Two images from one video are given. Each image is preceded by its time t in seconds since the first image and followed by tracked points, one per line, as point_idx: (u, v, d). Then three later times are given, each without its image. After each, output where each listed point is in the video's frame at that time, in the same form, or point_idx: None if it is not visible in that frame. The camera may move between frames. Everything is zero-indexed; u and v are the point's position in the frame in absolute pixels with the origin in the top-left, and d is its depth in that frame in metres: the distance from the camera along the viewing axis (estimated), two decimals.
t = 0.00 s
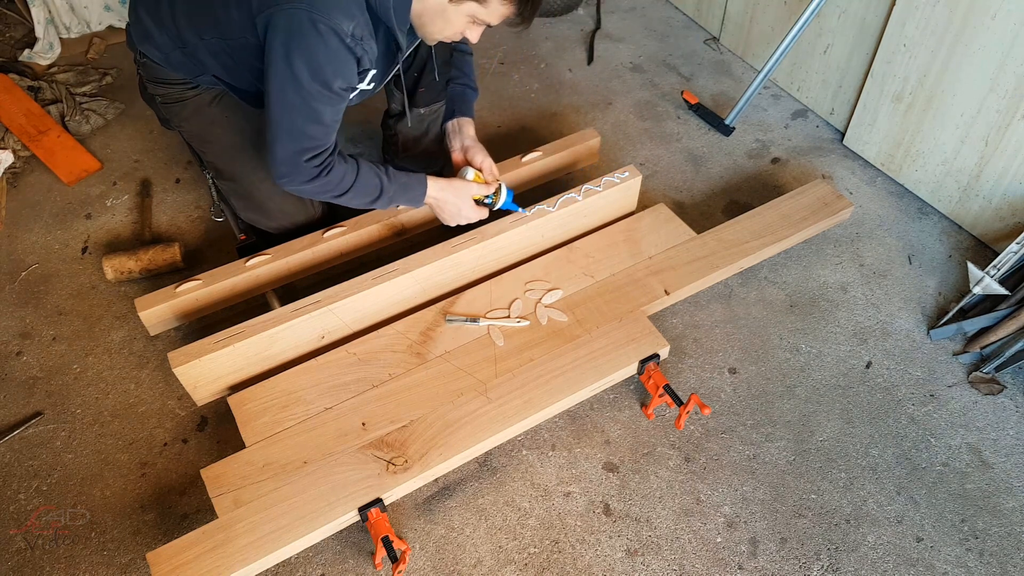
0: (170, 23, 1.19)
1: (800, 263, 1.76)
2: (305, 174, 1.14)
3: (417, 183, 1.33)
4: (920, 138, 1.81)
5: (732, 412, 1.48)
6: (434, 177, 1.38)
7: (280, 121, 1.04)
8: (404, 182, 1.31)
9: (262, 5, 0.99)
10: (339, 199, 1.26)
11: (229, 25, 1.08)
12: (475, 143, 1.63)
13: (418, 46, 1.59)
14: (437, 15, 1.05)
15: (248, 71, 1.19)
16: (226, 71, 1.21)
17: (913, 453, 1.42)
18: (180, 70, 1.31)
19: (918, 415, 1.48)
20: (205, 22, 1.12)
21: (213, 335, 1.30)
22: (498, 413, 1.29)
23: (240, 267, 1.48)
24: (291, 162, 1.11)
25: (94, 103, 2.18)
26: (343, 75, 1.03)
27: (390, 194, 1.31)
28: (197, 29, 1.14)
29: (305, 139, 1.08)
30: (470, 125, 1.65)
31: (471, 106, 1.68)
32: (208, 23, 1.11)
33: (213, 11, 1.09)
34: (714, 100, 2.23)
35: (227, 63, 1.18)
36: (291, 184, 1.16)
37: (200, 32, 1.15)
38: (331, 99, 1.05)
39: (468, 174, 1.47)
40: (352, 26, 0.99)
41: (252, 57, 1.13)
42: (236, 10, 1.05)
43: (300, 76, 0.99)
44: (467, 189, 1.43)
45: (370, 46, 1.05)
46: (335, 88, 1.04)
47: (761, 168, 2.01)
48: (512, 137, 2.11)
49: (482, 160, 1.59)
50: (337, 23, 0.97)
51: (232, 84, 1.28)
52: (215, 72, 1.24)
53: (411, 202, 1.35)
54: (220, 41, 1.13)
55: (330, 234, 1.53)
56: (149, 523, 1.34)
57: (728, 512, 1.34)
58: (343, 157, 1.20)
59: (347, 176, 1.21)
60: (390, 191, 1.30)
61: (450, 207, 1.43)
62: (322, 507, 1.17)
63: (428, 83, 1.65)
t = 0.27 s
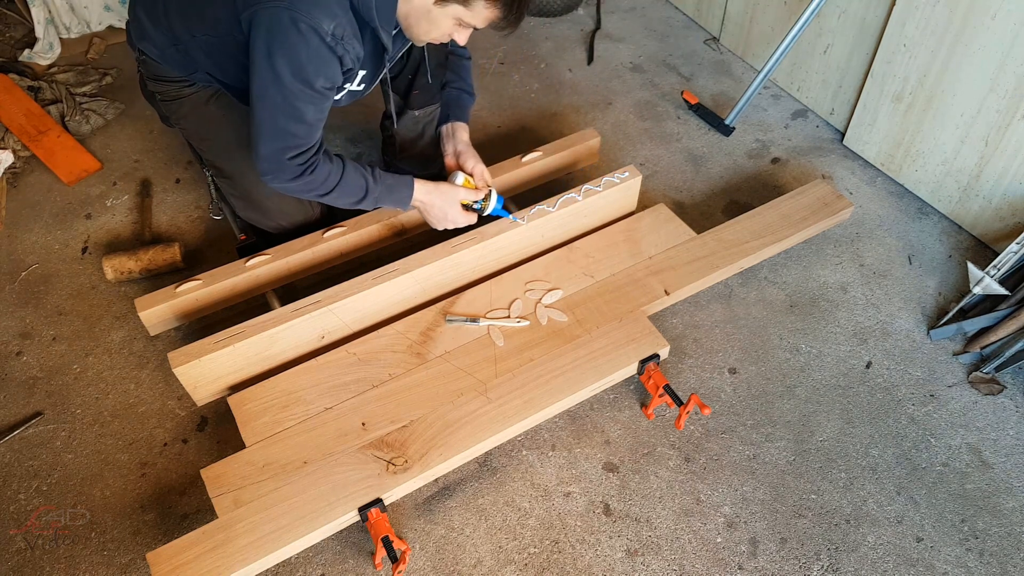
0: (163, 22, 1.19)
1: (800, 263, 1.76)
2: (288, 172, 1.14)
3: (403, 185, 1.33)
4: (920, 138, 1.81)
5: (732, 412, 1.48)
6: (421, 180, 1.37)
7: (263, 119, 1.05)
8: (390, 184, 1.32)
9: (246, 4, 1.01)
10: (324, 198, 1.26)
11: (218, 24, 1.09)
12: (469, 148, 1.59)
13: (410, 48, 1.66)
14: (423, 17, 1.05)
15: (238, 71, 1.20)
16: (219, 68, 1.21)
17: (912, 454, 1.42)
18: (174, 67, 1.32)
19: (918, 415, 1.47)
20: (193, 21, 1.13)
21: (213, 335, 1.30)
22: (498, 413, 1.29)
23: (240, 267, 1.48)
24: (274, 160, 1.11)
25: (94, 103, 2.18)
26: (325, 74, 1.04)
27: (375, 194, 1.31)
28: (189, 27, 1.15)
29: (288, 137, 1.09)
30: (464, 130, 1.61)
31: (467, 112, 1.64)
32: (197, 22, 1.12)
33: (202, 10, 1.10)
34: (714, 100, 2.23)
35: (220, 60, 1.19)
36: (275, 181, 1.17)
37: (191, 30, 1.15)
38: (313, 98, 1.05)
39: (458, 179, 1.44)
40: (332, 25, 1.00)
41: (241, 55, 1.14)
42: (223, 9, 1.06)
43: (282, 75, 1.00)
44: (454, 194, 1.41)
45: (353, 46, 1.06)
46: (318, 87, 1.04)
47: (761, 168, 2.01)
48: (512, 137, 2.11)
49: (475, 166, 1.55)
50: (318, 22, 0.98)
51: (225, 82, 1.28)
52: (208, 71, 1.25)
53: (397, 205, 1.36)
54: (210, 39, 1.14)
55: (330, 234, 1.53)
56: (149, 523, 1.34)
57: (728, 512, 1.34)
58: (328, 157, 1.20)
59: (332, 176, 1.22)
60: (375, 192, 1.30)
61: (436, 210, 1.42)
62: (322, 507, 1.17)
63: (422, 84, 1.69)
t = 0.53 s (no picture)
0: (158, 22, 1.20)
1: (800, 264, 1.76)
2: (276, 172, 1.14)
3: (392, 185, 1.33)
4: (920, 138, 1.81)
5: (732, 412, 1.48)
6: (411, 179, 1.38)
7: (250, 118, 1.06)
8: (379, 183, 1.31)
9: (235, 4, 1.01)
10: (312, 198, 1.26)
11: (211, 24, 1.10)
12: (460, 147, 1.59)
13: (405, 47, 1.62)
14: (409, 17, 1.04)
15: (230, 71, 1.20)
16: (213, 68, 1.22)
17: (912, 454, 1.42)
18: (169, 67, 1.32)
19: (918, 415, 1.47)
20: (184, 21, 1.13)
21: (213, 335, 1.30)
22: (498, 413, 1.29)
23: (240, 267, 1.48)
24: (262, 159, 1.11)
25: (94, 103, 2.18)
26: (312, 74, 1.04)
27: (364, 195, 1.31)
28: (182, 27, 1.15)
29: (276, 137, 1.09)
30: (457, 129, 1.61)
31: (462, 110, 1.65)
32: (188, 22, 1.13)
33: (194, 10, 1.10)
34: (714, 100, 2.23)
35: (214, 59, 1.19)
36: (263, 181, 1.16)
37: (184, 31, 1.16)
38: (301, 97, 1.06)
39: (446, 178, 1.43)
40: (319, 26, 1.01)
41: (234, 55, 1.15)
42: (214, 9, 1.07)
43: (269, 74, 1.00)
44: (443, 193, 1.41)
45: (340, 46, 1.06)
46: (305, 87, 1.05)
47: (761, 168, 2.01)
48: (512, 137, 2.11)
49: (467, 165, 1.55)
50: (304, 22, 0.99)
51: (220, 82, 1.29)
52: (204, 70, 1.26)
53: (386, 203, 1.35)
54: (203, 39, 1.14)
55: (330, 234, 1.53)
56: (149, 522, 1.34)
57: (728, 512, 1.34)
58: (317, 157, 1.20)
59: (321, 176, 1.21)
60: (364, 192, 1.30)
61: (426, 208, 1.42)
62: (322, 507, 1.17)
63: (417, 83, 1.67)
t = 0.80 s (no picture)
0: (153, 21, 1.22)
1: (800, 263, 1.76)
2: (262, 169, 1.14)
3: (381, 187, 1.33)
4: (920, 138, 1.81)
5: (731, 412, 1.48)
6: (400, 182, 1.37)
7: (236, 114, 1.06)
8: (366, 185, 1.31)
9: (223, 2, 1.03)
10: (299, 197, 1.26)
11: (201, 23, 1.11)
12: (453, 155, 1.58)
13: (399, 49, 1.61)
14: (398, 17, 1.04)
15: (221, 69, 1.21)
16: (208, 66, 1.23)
17: (912, 454, 1.42)
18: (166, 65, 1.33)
19: (918, 415, 1.47)
20: (175, 19, 1.15)
21: (213, 335, 1.30)
22: (498, 413, 1.29)
23: (240, 267, 1.48)
24: (248, 155, 1.12)
25: (94, 103, 2.18)
26: (298, 72, 1.05)
27: (352, 195, 1.30)
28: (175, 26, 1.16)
29: (262, 134, 1.09)
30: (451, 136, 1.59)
31: (458, 117, 1.62)
32: (179, 20, 1.14)
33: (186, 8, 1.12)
34: (714, 100, 2.23)
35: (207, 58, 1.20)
36: (250, 177, 1.17)
37: (177, 30, 1.17)
38: (287, 95, 1.07)
39: (436, 183, 1.42)
40: (304, 23, 1.02)
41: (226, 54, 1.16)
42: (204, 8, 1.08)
43: (254, 71, 1.01)
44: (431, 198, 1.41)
45: (326, 44, 1.07)
46: (291, 85, 1.06)
47: (761, 168, 2.01)
48: (512, 137, 2.11)
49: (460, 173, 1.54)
50: (289, 19, 1.00)
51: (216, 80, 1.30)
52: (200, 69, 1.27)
53: (373, 205, 1.35)
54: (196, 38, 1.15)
55: (330, 234, 1.53)
56: (149, 522, 1.34)
57: (728, 512, 1.34)
58: (304, 155, 1.21)
59: (308, 175, 1.21)
60: (350, 193, 1.29)
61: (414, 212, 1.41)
62: (322, 507, 1.17)
63: (412, 85, 1.66)
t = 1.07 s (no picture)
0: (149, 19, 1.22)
1: (800, 263, 1.76)
2: (251, 167, 1.15)
3: (370, 188, 1.34)
4: (920, 138, 1.81)
5: (731, 412, 1.48)
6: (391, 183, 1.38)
7: (226, 113, 1.08)
8: (356, 185, 1.32)
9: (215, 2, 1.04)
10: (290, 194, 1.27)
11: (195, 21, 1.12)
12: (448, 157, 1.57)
13: (396, 49, 1.61)
14: (388, 19, 1.03)
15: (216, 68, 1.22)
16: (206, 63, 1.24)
17: (912, 454, 1.42)
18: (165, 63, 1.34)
19: (918, 415, 1.47)
20: (170, 18, 1.15)
21: (213, 335, 1.30)
22: (498, 413, 1.29)
23: (240, 267, 1.48)
24: (238, 153, 1.13)
25: (94, 103, 2.18)
26: (286, 73, 1.06)
27: (342, 194, 1.31)
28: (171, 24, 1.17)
29: (251, 133, 1.10)
30: (447, 138, 1.59)
31: (455, 117, 1.62)
32: (174, 19, 1.15)
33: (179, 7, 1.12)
34: (714, 100, 2.23)
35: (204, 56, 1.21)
36: (240, 175, 1.18)
37: (173, 29, 1.17)
38: (276, 95, 1.08)
39: (428, 185, 1.43)
40: (292, 25, 1.02)
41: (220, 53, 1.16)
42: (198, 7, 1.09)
43: (243, 71, 1.03)
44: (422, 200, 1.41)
45: (315, 45, 1.08)
46: (279, 85, 1.07)
47: (761, 168, 2.01)
48: (512, 137, 2.11)
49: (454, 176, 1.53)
50: (276, 20, 1.00)
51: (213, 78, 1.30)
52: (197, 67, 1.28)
53: (362, 205, 1.37)
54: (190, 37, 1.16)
55: (330, 234, 1.53)
56: (149, 522, 1.34)
57: (728, 512, 1.34)
58: (295, 154, 1.21)
59: (299, 174, 1.22)
60: (339, 192, 1.30)
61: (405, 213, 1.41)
62: (322, 507, 1.17)
63: (409, 86, 1.66)
